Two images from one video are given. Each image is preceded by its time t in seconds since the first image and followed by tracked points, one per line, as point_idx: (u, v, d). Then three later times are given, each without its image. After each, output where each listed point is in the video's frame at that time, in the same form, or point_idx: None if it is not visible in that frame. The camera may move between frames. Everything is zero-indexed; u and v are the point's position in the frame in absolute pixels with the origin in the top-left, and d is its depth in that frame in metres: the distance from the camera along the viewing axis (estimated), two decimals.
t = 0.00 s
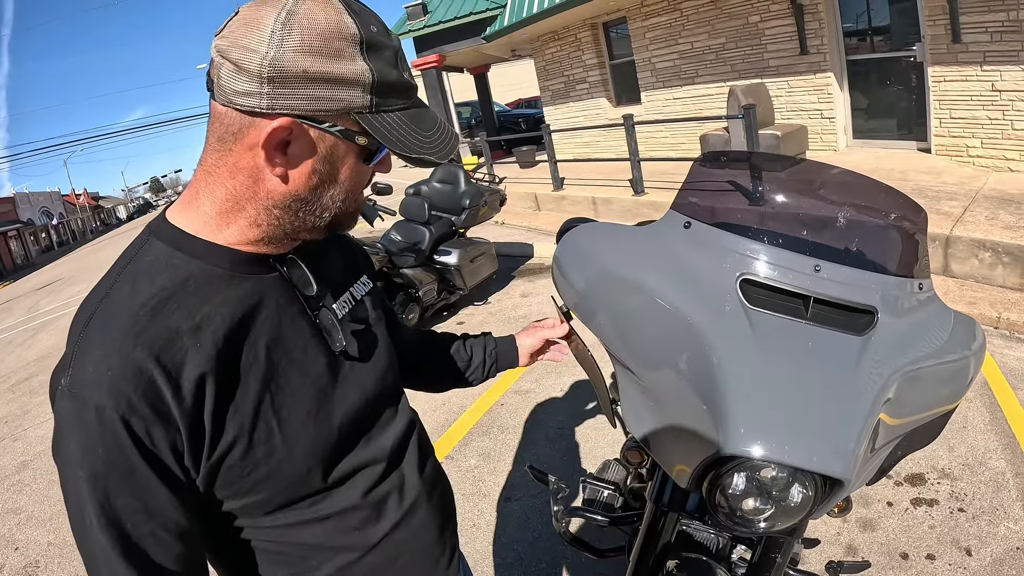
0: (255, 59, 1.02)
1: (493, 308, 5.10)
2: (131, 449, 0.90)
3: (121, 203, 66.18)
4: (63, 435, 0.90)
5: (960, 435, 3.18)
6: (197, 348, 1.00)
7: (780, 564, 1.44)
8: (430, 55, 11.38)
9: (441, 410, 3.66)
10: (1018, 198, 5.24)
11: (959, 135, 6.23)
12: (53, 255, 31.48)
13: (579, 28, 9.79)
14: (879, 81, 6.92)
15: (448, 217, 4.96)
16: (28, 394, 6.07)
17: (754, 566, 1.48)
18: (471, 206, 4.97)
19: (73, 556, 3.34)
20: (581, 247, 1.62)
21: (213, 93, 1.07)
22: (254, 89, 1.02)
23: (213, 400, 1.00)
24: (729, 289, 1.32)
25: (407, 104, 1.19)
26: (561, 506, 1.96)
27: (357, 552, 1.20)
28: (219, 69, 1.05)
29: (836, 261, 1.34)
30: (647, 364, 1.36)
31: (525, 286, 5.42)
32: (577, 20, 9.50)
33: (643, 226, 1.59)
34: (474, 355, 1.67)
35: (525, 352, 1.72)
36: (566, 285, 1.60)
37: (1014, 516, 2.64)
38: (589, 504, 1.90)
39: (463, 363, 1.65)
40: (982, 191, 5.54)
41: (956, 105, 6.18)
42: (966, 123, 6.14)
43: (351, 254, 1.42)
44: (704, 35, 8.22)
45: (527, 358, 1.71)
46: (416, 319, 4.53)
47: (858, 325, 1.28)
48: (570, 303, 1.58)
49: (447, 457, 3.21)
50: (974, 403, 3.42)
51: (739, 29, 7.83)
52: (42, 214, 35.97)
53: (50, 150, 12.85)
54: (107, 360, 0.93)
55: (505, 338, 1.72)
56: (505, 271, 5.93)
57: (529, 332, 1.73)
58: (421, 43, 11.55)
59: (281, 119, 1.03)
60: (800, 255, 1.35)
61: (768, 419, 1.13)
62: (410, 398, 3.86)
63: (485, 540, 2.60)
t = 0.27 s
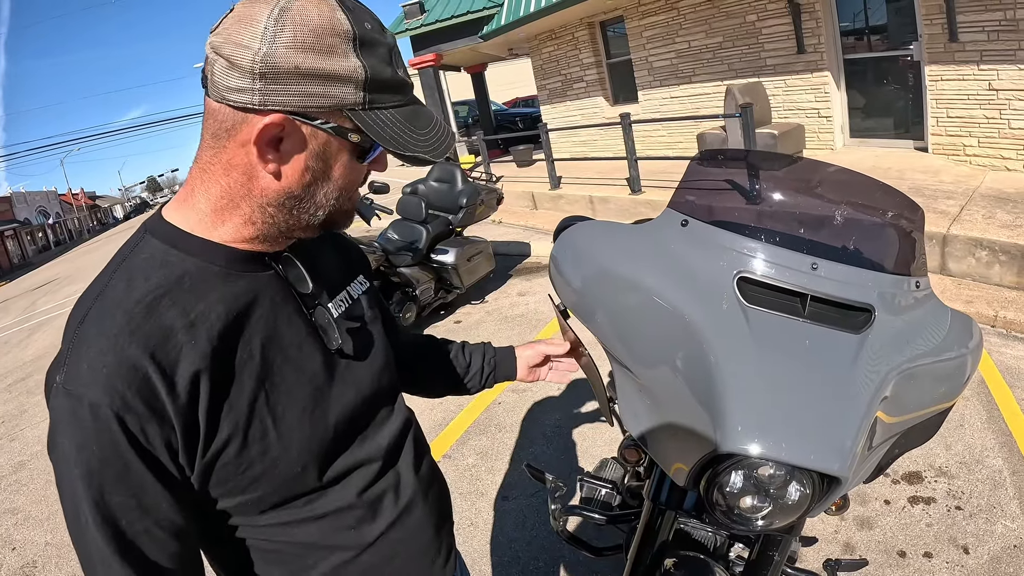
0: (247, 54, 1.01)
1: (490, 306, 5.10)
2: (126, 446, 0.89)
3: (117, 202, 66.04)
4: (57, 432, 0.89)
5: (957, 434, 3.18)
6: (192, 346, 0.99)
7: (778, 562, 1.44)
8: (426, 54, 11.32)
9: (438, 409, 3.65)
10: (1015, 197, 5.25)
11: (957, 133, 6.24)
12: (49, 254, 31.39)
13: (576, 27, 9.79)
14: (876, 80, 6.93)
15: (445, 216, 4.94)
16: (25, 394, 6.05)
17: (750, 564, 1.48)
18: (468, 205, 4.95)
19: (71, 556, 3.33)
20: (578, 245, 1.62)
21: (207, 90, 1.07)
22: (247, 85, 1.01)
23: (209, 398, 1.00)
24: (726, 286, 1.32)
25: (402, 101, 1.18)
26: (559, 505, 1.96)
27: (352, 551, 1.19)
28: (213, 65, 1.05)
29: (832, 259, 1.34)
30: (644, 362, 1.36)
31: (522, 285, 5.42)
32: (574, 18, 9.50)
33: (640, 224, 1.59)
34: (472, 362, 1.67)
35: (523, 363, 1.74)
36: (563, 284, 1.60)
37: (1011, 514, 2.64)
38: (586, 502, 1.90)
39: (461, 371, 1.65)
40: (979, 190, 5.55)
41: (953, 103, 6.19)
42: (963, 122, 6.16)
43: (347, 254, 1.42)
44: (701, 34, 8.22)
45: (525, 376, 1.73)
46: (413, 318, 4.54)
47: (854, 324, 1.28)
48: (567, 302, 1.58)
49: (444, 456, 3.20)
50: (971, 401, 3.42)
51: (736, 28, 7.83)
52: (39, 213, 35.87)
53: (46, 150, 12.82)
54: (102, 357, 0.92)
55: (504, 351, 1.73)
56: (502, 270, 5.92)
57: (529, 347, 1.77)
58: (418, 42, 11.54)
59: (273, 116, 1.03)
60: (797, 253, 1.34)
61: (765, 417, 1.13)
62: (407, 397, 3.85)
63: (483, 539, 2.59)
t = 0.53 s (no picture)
0: (227, 49, 1.00)
1: (485, 304, 5.09)
2: (113, 439, 0.89)
3: (111, 201, 65.79)
4: (44, 424, 0.88)
5: (952, 430, 3.19)
6: (181, 341, 0.98)
7: (773, 557, 1.44)
8: (421, 52, 11.39)
9: (433, 407, 3.65)
10: (1009, 193, 5.27)
11: (951, 130, 6.25)
12: (43, 253, 31.25)
13: (571, 24, 9.78)
14: (871, 77, 6.94)
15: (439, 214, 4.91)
16: (19, 394, 6.02)
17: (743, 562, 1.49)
18: (462, 202, 4.92)
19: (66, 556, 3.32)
20: (573, 241, 1.61)
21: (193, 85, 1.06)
22: (226, 79, 1.00)
23: (197, 392, 0.99)
24: (720, 281, 1.32)
25: (387, 99, 1.15)
26: (554, 502, 1.96)
27: (344, 548, 1.19)
28: (198, 60, 1.04)
29: (826, 254, 1.34)
30: (637, 357, 1.36)
31: (517, 283, 5.41)
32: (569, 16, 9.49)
33: (635, 220, 1.59)
34: (471, 361, 1.66)
35: (524, 361, 1.71)
36: (557, 279, 1.59)
37: (1006, 509, 2.65)
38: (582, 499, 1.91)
39: (462, 370, 1.64)
40: (973, 187, 5.56)
41: (947, 101, 6.20)
42: (957, 119, 6.17)
43: (340, 250, 1.41)
44: (696, 31, 8.22)
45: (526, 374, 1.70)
46: (408, 316, 4.53)
47: (849, 319, 1.28)
48: (561, 297, 1.58)
49: (439, 454, 3.20)
50: (966, 397, 3.43)
51: (731, 25, 7.83)
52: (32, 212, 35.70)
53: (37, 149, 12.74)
54: (90, 350, 0.92)
55: (503, 349, 1.71)
56: (497, 267, 5.92)
57: (531, 342, 1.73)
58: (413, 39, 11.51)
59: (249, 111, 1.01)
60: (791, 248, 1.34)
61: (758, 411, 1.13)
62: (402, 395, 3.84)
63: (478, 537, 2.59)
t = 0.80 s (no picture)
0: (204, 38, 0.99)
1: (476, 298, 5.07)
2: (93, 438, 0.87)
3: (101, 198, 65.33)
4: (23, 423, 0.87)
5: (944, 421, 3.20)
6: (162, 336, 0.97)
7: (768, 550, 1.44)
8: (411, 46, 11.33)
9: (425, 402, 3.63)
10: (1000, 186, 5.29)
11: (942, 123, 6.27)
12: (31, 251, 30.98)
13: (562, 18, 9.74)
14: (863, 70, 6.95)
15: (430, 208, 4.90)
16: (7, 393, 5.97)
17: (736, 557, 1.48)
18: (453, 196, 4.92)
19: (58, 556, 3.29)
20: (563, 233, 1.60)
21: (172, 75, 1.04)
22: (204, 69, 0.98)
23: (179, 389, 0.97)
24: (712, 273, 1.31)
25: (369, 85, 1.13)
26: (547, 495, 1.95)
27: (332, 545, 1.18)
28: (175, 50, 1.02)
29: (819, 246, 1.33)
30: (628, 350, 1.35)
31: (509, 277, 5.40)
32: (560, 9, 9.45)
33: (626, 212, 1.57)
34: (463, 355, 1.65)
35: (517, 357, 1.71)
36: (548, 272, 1.58)
37: (999, 500, 2.66)
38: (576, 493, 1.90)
39: (453, 364, 1.63)
40: (964, 180, 5.58)
41: (939, 94, 6.21)
42: (949, 113, 6.19)
43: (327, 243, 1.39)
44: (688, 25, 8.20)
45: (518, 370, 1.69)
46: (400, 311, 4.51)
47: (842, 310, 1.27)
48: (552, 290, 1.57)
49: (431, 449, 3.18)
50: (959, 389, 3.44)
51: (722, 19, 7.82)
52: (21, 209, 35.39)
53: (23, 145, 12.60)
54: (69, 346, 0.90)
55: (496, 343, 1.70)
56: (489, 262, 5.90)
57: (524, 338, 1.72)
58: (403, 33, 11.45)
59: (228, 100, 0.99)
60: (784, 239, 1.33)
61: (751, 403, 1.12)
62: (395, 390, 3.82)
63: (471, 532, 2.58)
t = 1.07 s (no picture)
0: (175, 23, 0.96)
1: (470, 294, 5.05)
2: (65, 436, 0.85)
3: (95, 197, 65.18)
4: None
5: (941, 416, 3.18)
6: (135, 330, 0.94)
7: (762, 547, 1.42)
8: (405, 41, 11.29)
9: (418, 398, 3.61)
10: (995, 180, 5.28)
11: (938, 118, 6.26)
12: (23, 249, 30.81)
13: (556, 13, 9.70)
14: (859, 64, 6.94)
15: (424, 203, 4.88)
16: None
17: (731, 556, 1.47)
18: (446, 191, 4.87)
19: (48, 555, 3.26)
20: (553, 226, 1.57)
21: (144, 62, 1.01)
22: (176, 54, 0.95)
23: (152, 384, 0.95)
24: (706, 266, 1.29)
25: (347, 69, 1.10)
26: (539, 491, 1.94)
27: (316, 541, 1.16)
28: (147, 36, 0.99)
29: (814, 237, 1.30)
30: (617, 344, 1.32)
31: (502, 273, 5.37)
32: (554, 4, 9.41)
33: (617, 203, 1.55)
34: (452, 351, 1.63)
35: (507, 353, 1.70)
36: (538, 265, 1.55)
37: (996, 495, 2.65)
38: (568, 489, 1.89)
39: (442, 359, 1.61)
40: (960, 174, 5.57)
41: (934, 89, 6.20)
42: (944, 107, 6.18)
43: (310, 234, 1.36)
44: (683, 19, 8.18)
45: (510, 368, 1.69)
46: (393, 307, 4.47)
47: (838, 304, 1.25)
48: (543, 284, 1.54)
49: (424, 445, 3.16)
50: (955, 384, 3.42)
51: (717, 14, 7.79)
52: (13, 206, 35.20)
53: (14, 143, 12.50)
54: (38, 339, 0.87)
55: (485, 340, 1.69)
56: (482, 257, 5.88)
57: (513, 335, 1.71)
58: (397, 28, 11.41)
59: (200, 87, 0.96)
60: (779, 230, 1.31)
61: (748, 398, 1.10)
62: (387, 387, 3.80)
63: (464, 529, 2.56)
